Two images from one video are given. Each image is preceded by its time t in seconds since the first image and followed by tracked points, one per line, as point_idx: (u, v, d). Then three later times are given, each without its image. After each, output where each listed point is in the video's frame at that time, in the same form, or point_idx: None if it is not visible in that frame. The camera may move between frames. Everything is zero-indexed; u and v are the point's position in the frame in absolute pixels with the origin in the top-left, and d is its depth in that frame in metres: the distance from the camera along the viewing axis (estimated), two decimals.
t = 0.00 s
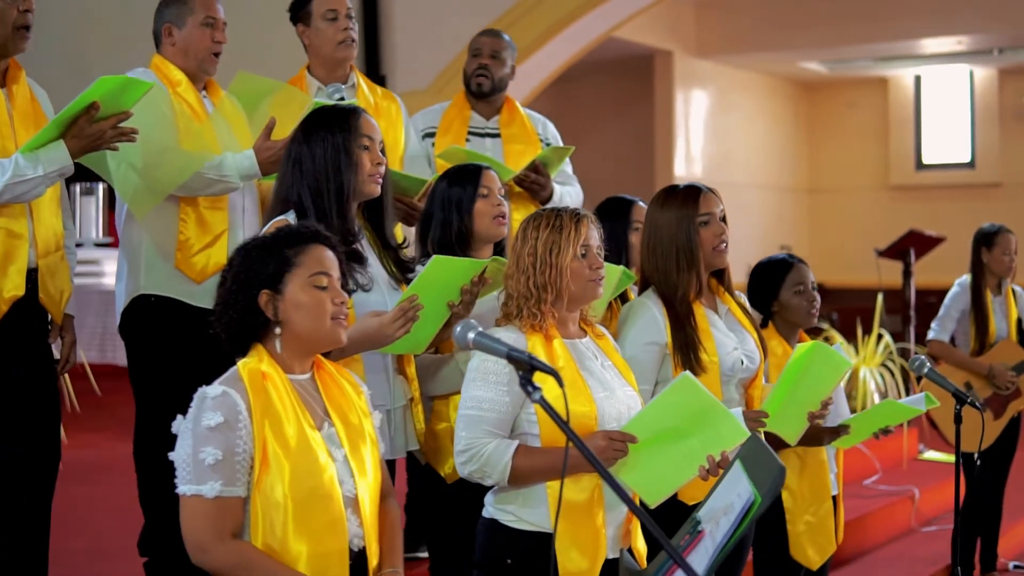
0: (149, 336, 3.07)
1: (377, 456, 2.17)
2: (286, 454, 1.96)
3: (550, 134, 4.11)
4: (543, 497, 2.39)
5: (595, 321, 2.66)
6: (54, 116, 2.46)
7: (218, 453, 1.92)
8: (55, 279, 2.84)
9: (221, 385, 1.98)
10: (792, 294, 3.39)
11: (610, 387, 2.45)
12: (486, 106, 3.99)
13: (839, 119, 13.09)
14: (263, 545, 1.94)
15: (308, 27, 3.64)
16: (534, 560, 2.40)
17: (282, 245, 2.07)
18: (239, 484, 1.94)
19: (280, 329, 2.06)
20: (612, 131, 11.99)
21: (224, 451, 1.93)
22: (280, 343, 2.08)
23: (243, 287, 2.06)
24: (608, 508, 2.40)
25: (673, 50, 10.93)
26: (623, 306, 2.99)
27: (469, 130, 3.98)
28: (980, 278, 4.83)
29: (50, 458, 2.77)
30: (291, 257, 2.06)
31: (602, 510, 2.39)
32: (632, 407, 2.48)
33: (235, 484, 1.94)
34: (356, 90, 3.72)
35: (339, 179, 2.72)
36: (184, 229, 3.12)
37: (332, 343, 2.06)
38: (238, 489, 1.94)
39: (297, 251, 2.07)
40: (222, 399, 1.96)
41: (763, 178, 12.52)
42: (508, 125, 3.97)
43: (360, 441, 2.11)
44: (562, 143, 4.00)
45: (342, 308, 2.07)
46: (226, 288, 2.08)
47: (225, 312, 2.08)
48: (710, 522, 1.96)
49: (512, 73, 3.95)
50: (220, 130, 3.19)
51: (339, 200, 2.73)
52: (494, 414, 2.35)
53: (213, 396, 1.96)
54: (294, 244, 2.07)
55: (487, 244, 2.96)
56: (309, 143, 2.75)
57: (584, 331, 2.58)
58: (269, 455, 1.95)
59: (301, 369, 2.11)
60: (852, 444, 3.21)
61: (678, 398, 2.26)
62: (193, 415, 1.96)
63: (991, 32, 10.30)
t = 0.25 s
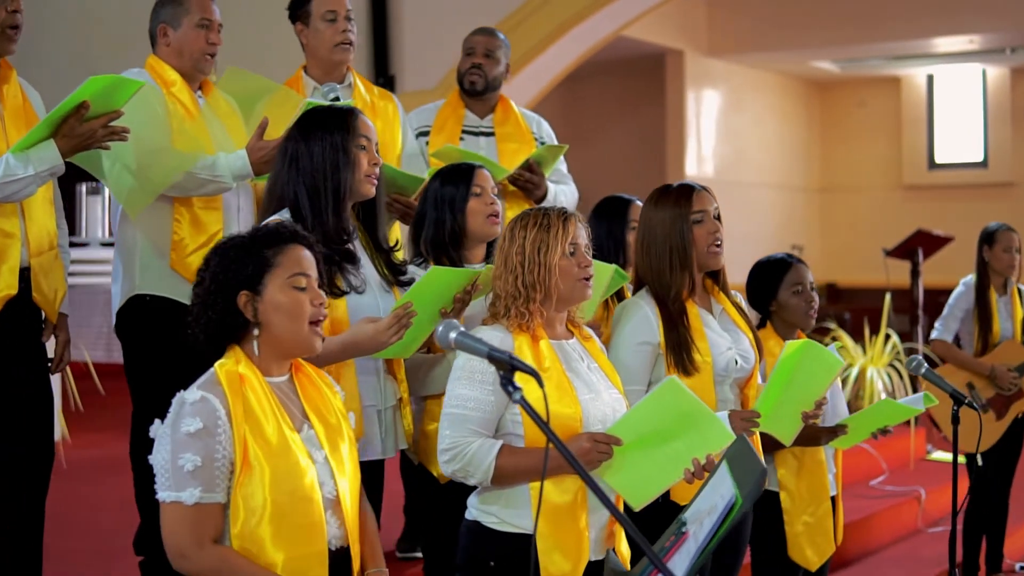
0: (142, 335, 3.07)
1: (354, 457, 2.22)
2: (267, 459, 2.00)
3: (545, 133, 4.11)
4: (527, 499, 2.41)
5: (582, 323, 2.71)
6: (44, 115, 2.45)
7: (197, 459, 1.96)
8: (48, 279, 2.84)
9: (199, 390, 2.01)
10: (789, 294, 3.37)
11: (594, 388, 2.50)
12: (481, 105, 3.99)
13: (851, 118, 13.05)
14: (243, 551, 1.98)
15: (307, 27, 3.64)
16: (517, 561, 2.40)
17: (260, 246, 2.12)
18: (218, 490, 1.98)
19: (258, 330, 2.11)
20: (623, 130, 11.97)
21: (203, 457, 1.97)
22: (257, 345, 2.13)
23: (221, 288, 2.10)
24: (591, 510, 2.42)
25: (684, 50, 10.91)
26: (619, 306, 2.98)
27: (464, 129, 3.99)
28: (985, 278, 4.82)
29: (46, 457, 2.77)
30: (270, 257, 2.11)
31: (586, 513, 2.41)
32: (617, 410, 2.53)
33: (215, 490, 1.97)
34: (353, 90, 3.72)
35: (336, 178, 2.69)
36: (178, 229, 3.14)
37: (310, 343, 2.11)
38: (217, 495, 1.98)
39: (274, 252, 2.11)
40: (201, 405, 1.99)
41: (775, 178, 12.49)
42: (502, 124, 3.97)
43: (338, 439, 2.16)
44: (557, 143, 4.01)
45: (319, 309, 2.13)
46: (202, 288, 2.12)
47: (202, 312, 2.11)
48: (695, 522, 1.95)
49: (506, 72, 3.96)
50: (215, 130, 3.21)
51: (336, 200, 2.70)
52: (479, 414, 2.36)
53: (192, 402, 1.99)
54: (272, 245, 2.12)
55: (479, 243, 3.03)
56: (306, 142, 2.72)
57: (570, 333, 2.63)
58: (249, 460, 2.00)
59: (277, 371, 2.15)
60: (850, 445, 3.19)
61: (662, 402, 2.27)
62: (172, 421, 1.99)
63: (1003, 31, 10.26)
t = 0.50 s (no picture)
0: (144, 335, 3.08)
1: (343, 458, 2.23)
2: (256, 461, 2.02)
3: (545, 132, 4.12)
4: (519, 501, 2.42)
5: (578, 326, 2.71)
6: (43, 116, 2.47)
7: (186, 462, 1.97)
8: (49, 279, 2.84)
9: (187, 393, 2.02)
10: (796, 295, 3.35)
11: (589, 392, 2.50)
12: (482, 104, 3.99)
13: (871, 118, 13.02)
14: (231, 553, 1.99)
15: (315, 29, 3.65)
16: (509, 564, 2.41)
17: (247, 250, 2.12)
18: (208, 492, 1.99)
19: (245, 335, 2.12)
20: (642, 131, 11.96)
21: (192, 460, 1.97)
22: (245, 350, 2.14)
23: (208, 293, 2.10)
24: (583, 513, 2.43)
25: (703, 50, 10.89)
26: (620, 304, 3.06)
27: (465, 129, 3.98)
28: (998, 279, 4.79)
29: (47, 458, 2.77)
30: (257, 262, 2.11)
31: (577, 516, 2.42)
32: (612, 414, 2.54)
33: (204, 492, 1.98)
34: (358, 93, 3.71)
35: (340, 181, 2.67)
36: (181, 231, 3.16)
37: (298, 348, 2.12)
38: (207, 498, 1.98)
39: (262, 256, 2.12)
40: (190, 408, 2.00)
41: (794, 178, 12.46)
42: (504, 124, 3.98)
43: (327, 441, 2.17)
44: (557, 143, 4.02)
45: (307, 314, 2.13)
46: (189, 292, 2.13)
47: (190, 316, 2.12)
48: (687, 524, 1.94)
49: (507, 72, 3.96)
50: (220, 131, 3.21)
51: (340, 204, 2.68)
52: (474, 414, 2.37)
53: (181, 405, 2.00)
54: (260, 250, 2.12)
55: (480, 242, 3.09)
56: (309, 143, 2.69)
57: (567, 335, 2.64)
58: (239, 463, 2.01)
59: (266, 374, 2.16)
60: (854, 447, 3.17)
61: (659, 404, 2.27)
62: (160, 424, 2.00)
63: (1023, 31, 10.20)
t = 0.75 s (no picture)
0: (151, 336, 3.09)
1: (345, 457, 2.23)
2: (254, 460, 2.02)
3: (548, 132, 4.14)
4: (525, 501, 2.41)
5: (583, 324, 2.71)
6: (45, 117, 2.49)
7: (185, 461, 1.97)
8: (52, 279, 2.85)
9: (186, 393, 2.03)
10: (803, 295, 3.35)
11: (591, 391, 2.50)
12: (486, 104, 4.01)
13: (889, 119, 12.99)
14: (232, 553, 2.00)
15: (323, 31, 3.64)
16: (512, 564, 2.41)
17: (242, 252, 2.12)
18: (207, 491, 1.99)
19: (243, 337, 2.12)
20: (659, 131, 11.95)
21: (191, 459, 1.98)
22: (243, 351, 2.14)
23: (204, 297, 2.11)
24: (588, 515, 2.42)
25: (719, 50, 10.88)
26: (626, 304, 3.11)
27: (470, 129, 4.00)
28: (1011, 279, 4.77)
29: (48, 459, 2.78)
30: (251, 264, 2.11)
31: (581, 517, 2.42)
32: (615, 413, 2.54)
33: (203, 491, 1.99)
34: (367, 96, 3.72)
35: (342, 181, 2.68)
36: (189, 231, 3.17)
37: (296, 348, 2.12)
38: (206, 496, 1.99)
39: (256, 258, 2.12)
40: (188, 407, 2.00)
41: (811, 179, 12.45)
42: (508, 123, 3.99)
43: (328, 440, 2.17)
44: (562, 143, 4.04)
45: (305, 314, 2.13)
46: (187, 297, 2.14)
47: (189, 320, 2.13)
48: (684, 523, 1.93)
49: (511, 72, 3.98)
50: (226, 130, 3.22)
51: (342, 203, 2.68)
52: (476, 416, 2.38)
53: (179, 404, 2.00)
54: (254, 251, 2.12)
55: (486, 242, 3.11)
56: (310, 143, 2.70)
57: (571, 334, 2.64)
58: (238, 462, 2.01)
59: (266, 374, 2.16)
60: (861, 447, 3.16)
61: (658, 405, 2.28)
62: (159, 423, 2.00)
63: None
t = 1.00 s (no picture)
0: (154, 336, 3.09)
1: (354, 455, 2.23)
2: (254, 458, 2.02)
3: (549, 131, 4.15)
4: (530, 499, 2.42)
5: (587, 321, 2.71)
6: (44, 116, 2.50)
7: (182, 460, 1.99)
8: (52, 277, 2.86)
9: (186, 393, 2.05)
10: (806, 295, 3.34)
11: (593, 390, 2.49)
12: (487, 103, 4.02)
13: (899, 119, 12.97)
14: (233, 551, 2.00)
15: (328, 29, 3.64)
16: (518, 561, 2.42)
17: (244, 251, 2.12)
18: (204, 490, 2.01)
19: (246, 336, 2.13)
20: (668, 131, 11.94)
21: (188, 458, 2.00)
22: (247, 351, 2.14)
23: (207, 296, 2.12)
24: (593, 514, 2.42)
25: (729, 50, 10.87)
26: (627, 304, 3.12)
27: (472, 128, 4.01)
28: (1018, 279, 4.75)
29: (49, 457, 2.79)
30: (253, 263, 2.12)
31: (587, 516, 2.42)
32: (619, 409, 2.53)
33: (201, 490, 2.00)
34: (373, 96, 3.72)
35: (340, 180, 2.68)
36: (190, 231, 3.17)
37: (299, 346, 2.12)
38: (204, 495, 2.01)
39: (258, 257, 2.12)
40: (186, 407, 2.02)
41: (821, 179, 12.43)
42: (510, 123, 4.01)
43: (334, 440, 2.16)
44: (562, 143, 4.06)
45: (308, 312, 2.13)
46: (190, 297, 2.15)
47: (192, 319, 2.14)
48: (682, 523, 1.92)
49: (511, 72, 3.99)
50: (226, 128, 3.23)
51: (340, 203, 2.69)
52: (479, 416, 2.38)
53: (178, 404, 2.03)
54: (257, 250, 2.13)
55: (488, 242, 3.11)
56: (309, 144, 2.70)
57: (575, 332, 2.64)
58: (237, 460, 2.02)
59: (270, 373, 2.17)
60: (865, 447, 3.16)
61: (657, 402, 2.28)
62: (160, 424, 2.02)
63: None
